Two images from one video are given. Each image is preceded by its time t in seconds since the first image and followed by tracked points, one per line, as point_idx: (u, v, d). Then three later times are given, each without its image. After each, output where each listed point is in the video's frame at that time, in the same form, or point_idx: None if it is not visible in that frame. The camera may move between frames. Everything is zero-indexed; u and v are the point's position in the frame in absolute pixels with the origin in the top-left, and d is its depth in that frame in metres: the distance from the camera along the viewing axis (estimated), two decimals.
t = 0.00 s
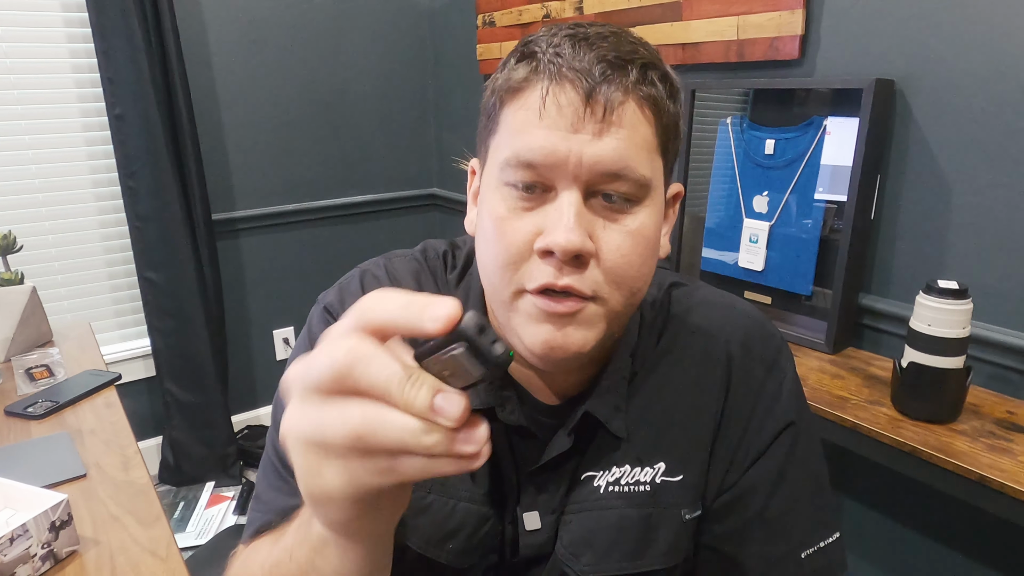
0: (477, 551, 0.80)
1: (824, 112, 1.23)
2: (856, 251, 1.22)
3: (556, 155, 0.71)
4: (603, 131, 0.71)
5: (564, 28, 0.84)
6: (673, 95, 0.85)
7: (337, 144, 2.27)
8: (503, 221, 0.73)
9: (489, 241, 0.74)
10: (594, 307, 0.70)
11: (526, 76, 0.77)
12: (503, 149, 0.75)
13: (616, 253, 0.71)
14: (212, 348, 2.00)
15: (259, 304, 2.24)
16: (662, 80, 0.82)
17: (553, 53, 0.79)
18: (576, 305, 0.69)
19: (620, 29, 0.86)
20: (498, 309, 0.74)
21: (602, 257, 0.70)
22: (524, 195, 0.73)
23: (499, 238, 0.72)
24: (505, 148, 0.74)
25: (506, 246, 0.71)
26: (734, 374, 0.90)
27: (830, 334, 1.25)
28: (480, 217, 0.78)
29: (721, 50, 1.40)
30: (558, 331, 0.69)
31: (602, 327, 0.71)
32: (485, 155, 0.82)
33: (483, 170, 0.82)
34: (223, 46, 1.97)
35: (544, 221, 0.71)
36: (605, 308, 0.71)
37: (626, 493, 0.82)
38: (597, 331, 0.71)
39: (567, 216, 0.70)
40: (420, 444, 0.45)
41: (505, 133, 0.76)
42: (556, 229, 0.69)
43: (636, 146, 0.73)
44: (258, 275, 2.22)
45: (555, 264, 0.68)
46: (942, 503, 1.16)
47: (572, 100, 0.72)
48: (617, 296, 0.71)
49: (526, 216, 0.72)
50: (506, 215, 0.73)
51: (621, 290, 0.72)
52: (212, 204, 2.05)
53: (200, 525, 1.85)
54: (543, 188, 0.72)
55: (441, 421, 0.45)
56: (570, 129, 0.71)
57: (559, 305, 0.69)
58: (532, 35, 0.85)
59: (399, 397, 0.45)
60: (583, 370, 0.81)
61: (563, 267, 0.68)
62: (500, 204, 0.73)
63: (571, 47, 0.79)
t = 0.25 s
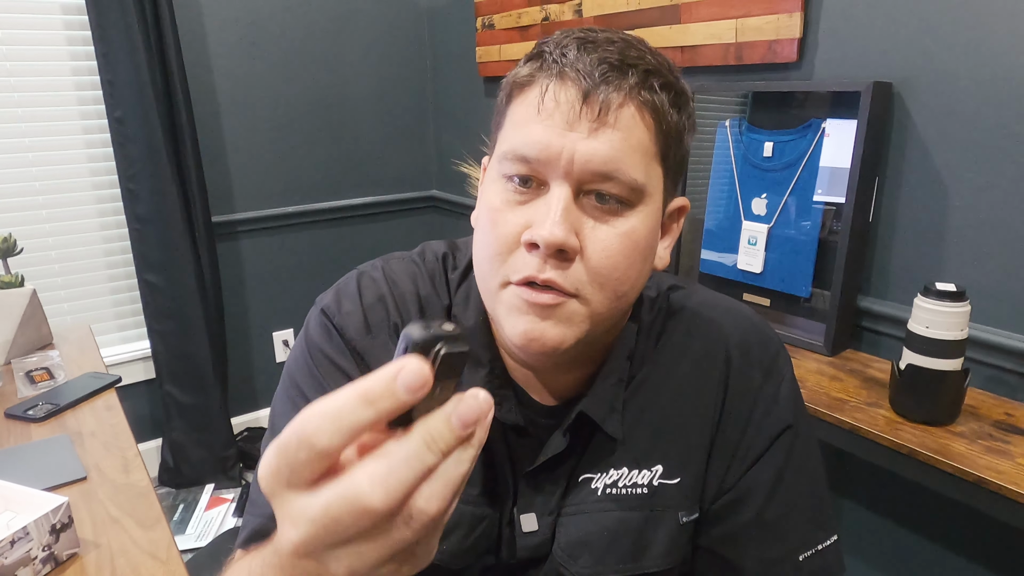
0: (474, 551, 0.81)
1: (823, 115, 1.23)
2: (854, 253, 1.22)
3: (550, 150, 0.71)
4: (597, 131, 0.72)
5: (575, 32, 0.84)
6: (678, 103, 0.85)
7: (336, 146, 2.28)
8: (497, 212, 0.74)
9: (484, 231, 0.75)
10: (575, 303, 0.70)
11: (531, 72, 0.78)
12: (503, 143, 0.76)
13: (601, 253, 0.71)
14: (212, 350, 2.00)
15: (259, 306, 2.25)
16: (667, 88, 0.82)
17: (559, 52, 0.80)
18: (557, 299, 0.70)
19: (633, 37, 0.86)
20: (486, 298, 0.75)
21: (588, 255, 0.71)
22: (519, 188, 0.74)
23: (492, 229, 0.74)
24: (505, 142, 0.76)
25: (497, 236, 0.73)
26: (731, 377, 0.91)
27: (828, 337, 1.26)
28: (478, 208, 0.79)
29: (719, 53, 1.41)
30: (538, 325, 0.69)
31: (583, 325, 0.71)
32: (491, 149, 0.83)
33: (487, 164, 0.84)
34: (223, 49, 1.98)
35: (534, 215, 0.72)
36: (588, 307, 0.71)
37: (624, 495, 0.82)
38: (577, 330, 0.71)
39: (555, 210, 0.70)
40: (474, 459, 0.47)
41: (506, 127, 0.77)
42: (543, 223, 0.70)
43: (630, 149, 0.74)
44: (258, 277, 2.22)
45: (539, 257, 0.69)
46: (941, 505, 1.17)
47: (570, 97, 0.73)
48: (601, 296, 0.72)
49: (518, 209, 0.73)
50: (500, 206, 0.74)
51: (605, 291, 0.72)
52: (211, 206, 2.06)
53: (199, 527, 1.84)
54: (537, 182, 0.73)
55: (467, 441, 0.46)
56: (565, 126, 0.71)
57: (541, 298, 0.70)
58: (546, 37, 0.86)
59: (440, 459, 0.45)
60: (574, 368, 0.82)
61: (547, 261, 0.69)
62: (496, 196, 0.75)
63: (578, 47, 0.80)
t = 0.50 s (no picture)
0: (471, 551, 0.81)
1: (820, 114, 1.23)
2: (851, 252, 1.22)
3: (548, 150, 0.71)
4: (595, 130, 0.72)
5: (572, 29, 0.84)
6: (676, 101, 0.84)
7: (335, 147, 2.27)
8: (495, 212, 0.74)
9: (481, 231, 0.75)
10: (573, 303, 0.71)
11: (528, 70, 0.78)
12: (500, 142, 0.76)
13: (600, 251, 0.72)
14: (210, 351, 2.00)
15: (257, 306, 2.24)
16: (664, 85, 0.82)
17: (556, 50, 0.80)
18: (557, 299, 0.70)
19: (629, 34, 0.85)
20: (485, 297, 0.76)
21: (587, 254, 0.71)
22: (517, 188, 0.74)
23: (489, 228, 0.74)
24: (502, 141, 0.76)
25: (495, 235, 0.73)
26: (727, 375, 0.91)
27: (826, 336, 1.26)
28: (476, 207, 0.79)
29: (717, 53, 1.41)
30: (538, 323, 0.70)
31: (582, 324, 0.72)
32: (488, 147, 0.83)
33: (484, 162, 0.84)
34: (221, 49, 1.98)
35: (532, 214, 0.72)
36: (586, 306, 0.72)
37: (620, 493, 0.82)
38: (576, 329, 0.71)
39: (553, 210, 0.71)
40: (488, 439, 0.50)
41: (504, 126, 0.77)
42: (541, 223, 0.70)
43: (628, 148, 0.74)
44: (256, 277, 2.22)
45: (538, 257, 0.70)
46: (938, 503, 1.17)
47: (568, 96, 0.73)
48: (599, 295, 0.72)
49: (516, 209, 0.74)
50: (498, 205, 0.74)
51: (603, 290, 0.73)
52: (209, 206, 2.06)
53: (198, 527, 1.84)
54: (535, 182, 0.73)
55: (483, 426, 0.49)
56: (563, 126, 0.71)
57: (541, 298, 0.70)
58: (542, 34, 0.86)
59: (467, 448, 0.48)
60: (572, 366, 0.82)
61: (546, 261, 0.70)
62: (494, 195, 0.75)
63: (575, 45, 0.80)
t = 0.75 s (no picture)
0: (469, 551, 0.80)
1: (819, 113, 1.23)
2: (850, 251, 1.22)
3: (544, 154, 0.71)
4: (591, 134, 0.71)
5: (569, 30, 0.84)
6: (673, 103, 0.84)
7: (333, 146, 2.27)
8: (491, 215, 0.74)
9: (477, 234, 0.75)
10: (568, 307, 0.71)
11: (524, 72, 0.78)
12: (496, 144, 0.76)
13: (595, 255, 0.72)
14: (208, 350, 2.00)
15: (255, 305, 2.24)
16: (662, 87, 0.82)
17: (553, 52, 0.79)
18: (552, 303, 0.70)
19: (627, 35, 0.85)
20: (481, 300, 0.76)
21: (582, 258, 0.71)
22: (513, 191, 0.74)
23: (485, 231, 0.74)
24: (498, 143, 0.75)
25: (490, 239, 0.73)
26: (725, 374, 0.91)
27: (825, 334, 1.26)
28: (472, 209, 0.79)
29: (716, 51, 1.41)
30: (533, 327, 0.70)
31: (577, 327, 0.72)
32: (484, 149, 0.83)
33: (481, 163, 0.84)
34: (219, 48, 1.97)
35: (527, 218, 0.72)
36: (582, 309, 0.72)
37: (619, 493, 0.82)
38: (571, 332, 0.72)
39: (548, 214, 0.71)
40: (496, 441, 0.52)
41: (500, 128, 0.77)
42: (537, 227, 0.70)
43: (625, 152, 0.74)
44: (254, 276, 2.22)
45: (534, 261, 0.70)
46: (936, 502, 1.17)
47: (564, 99, 0.72)
48: (594, 299, 0.72)
49: (512, 212, 0.73)
50: (494, 208, 0.74)
51: (599, 294, 0.73)
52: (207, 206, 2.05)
53: (196, 527, 1.84)
54: (531, 185, 0.73)
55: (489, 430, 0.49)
56: (559, 129, 0.71)
57: (536, 302, 0.70)
58: (539, 35, 0.85)
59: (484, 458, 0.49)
60: (568, 368, 0.82)
61: (541, 265, 0.70)
62: (489, 198, 0.75)
63: (572, 47, 0.80)
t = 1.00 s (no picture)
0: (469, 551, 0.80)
1: (818, 113, 1.24)
2: (848, 251, 1.22)
3: (544, 156, 0.71)
4: (592, 137, 0.72)
5: (569, 31, 0.84)
6: (673, 105, 0.84)
7: (332, 146, 2.27)
8: (491, 217, 0.74)
9: (477, 236, 0.75)
10: (568, 308, 0.71)
11: (525, 74, 0.78)
12: (497, 146, 0.76)
13: (596, 257, 0.72)
14: (207, 350, 1.99)
15: (254, 306, 2.24)
16: (662, 89, 0.82)
17: (554, 54, 0.79)
18: (552, 305, 0.71)
19: (626, 37, 0.85)
20: (481, 301, 0.76)
21: (583, 261, 0.71)
22: (513, 193, 0.74)
23: (485, 234, 0.74)
24: (499, 145, 0.75)
25: (491, 241, 0.73)
26: (725, 374, 0.91)
27: (823, 335, 1.26)
28: (472, 211, 0.79)
29: (714, 52, 1.41)
30: (533, 329, 0.70)
31: (577, 329, 0.72)
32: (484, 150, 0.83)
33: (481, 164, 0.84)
34: (218, 49, 1.97)
35: (528, 221, 0.72)
36: (582, 312, 0.72)
37: (618, 493, 0.82)
38: (571, 334, 0.72)
39: (549, 217, 0.71)
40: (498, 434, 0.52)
41: (500, 130, 0.77)
42: (538, 229, 0.70)
43: (625, 154, 0.74)
44: (253, 277, 2.22)
45: (534, 263, 0.70)
46: (935, 502, 1.17)
47: (565, 101, 0.72)
48: (595, 301, 0.73)
49: (512, 214, 0.74)
50: (494, 210, 0.74)
51: (599, 296, 0.73)
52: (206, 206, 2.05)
53: (195, 528, 1.83)
54: (531, 187, 0.73)
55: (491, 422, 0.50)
56: (560, 132, 0.71)
57: (536, 304, 0.71)
58: (539, 36, 0.85)
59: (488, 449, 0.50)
60: (569, 368, 0.82)
61: (542, 267, 0.70)
62: (490, 200, 0.75)
63: (572, 49, 0.80)
